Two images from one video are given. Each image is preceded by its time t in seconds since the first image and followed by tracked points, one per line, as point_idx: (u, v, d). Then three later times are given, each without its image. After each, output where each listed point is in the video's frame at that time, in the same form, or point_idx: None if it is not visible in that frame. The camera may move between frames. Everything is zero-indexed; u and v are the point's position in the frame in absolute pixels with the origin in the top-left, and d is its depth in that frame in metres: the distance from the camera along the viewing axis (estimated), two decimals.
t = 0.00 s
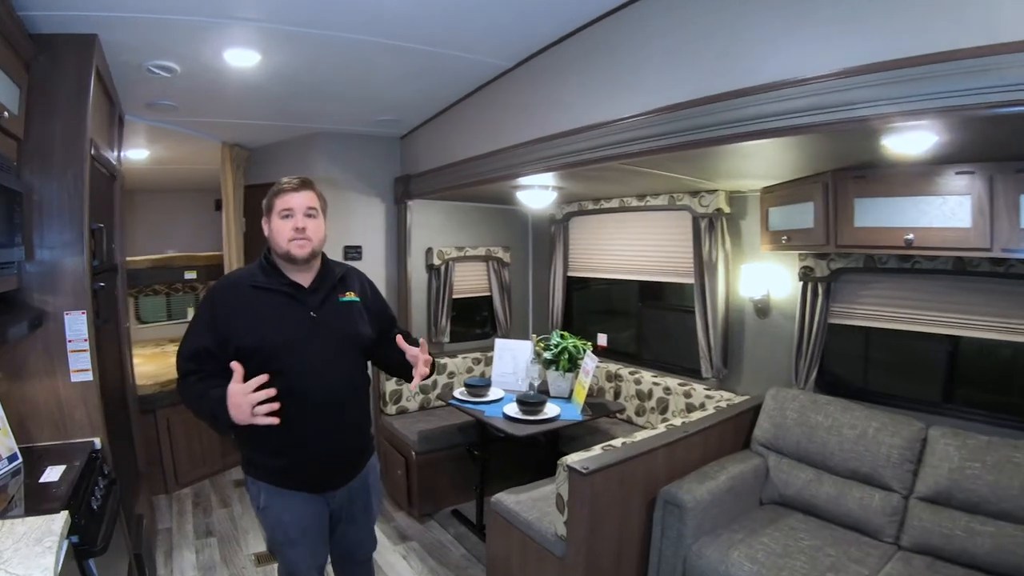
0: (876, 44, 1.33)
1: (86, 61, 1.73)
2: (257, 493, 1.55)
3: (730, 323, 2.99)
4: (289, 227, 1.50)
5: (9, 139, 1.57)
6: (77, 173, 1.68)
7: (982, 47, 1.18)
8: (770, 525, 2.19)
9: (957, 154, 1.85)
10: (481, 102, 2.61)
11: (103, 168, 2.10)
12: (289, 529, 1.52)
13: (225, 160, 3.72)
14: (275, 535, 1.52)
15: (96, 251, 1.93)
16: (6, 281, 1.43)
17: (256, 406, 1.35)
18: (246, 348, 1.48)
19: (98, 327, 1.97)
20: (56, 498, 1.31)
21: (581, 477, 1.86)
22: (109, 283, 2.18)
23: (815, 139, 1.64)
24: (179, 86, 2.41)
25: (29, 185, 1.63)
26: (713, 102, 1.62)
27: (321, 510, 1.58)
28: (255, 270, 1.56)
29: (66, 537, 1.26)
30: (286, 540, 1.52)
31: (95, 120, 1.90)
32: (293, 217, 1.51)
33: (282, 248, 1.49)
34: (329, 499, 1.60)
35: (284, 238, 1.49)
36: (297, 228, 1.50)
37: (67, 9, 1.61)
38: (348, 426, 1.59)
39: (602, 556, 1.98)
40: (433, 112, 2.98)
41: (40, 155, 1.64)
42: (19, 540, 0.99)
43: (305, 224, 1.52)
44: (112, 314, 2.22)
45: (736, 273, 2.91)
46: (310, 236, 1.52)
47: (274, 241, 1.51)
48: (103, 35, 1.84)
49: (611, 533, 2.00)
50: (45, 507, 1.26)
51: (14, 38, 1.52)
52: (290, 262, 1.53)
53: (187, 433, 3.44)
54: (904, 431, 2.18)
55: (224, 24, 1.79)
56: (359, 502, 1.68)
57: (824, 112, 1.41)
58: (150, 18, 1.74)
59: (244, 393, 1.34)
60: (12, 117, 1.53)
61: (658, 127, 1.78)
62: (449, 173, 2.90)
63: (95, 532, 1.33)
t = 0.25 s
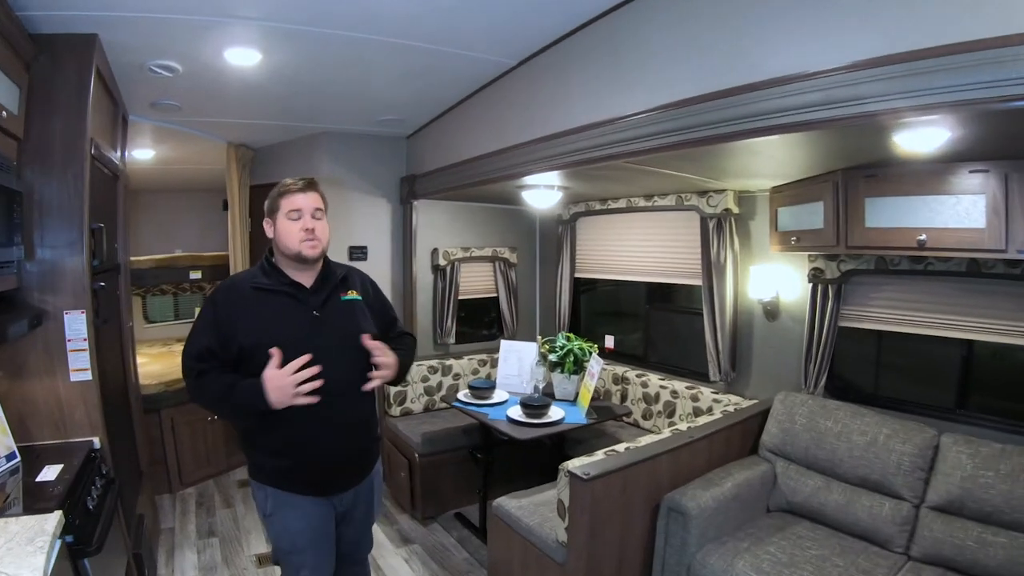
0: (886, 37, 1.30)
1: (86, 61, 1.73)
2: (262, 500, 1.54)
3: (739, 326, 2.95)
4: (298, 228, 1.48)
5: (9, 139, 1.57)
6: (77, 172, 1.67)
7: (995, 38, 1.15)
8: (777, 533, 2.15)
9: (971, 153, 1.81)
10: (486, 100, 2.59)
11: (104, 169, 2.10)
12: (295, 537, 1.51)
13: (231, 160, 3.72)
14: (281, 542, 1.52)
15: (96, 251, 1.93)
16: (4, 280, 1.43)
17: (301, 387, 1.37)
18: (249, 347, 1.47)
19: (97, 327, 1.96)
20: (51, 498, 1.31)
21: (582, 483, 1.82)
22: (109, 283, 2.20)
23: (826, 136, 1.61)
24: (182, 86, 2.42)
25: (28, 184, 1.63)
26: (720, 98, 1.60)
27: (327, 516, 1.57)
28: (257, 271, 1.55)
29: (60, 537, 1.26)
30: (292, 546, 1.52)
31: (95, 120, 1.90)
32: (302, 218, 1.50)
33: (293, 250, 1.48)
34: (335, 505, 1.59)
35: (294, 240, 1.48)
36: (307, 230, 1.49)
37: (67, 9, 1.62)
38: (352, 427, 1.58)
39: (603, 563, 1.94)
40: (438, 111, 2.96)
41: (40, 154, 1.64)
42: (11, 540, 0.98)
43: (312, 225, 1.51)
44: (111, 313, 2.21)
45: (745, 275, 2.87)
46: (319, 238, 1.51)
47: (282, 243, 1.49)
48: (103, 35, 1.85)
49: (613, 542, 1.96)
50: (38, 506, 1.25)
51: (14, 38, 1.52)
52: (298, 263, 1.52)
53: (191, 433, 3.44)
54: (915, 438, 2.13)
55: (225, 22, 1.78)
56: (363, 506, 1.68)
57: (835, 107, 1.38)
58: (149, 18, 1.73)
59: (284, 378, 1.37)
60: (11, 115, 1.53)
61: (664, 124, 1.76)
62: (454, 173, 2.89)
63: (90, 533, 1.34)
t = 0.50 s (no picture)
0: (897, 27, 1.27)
1: (84, 59, 1.72)
2: (261, 501, 1.52)
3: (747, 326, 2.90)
4: (297, 222, 1.48)
5: (6, 136, 1.56)
6: (74, 170, 1.66)
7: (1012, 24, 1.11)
8: (785, 539, 2.10)
9: (986, 149, 1.77)
10: (490, 97, 2.57)
11: (104, 167, 2.12)
12: (294, 537, 1.49)
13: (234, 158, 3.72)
14: (280, 543, 1.50)
15: (95, 250, 1.93)
16: None
17: (341, 375, 1.44)
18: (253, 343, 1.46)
19: (96, 326, 1.95)
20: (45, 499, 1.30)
21: (584, 488, 1.79)
22: (109, 283, 2.21)
23: (837, 131, 1.57)
24: (183, 83, 2.41)
25: (27, 181, 1.62)
26: (727, 92, 1.57)
27: (328, 516, 1.55)
28: (257, 266, 1.55)
29: (54, 538, 1.25)
30: (291, 546, 1.50)
31: (94, 119, 1.89)
32: (300, 211, 1.50)
33: (292, 243, 1.48)
34: (337, 505, 1.57)
35: (293, 234, 1.48)
36: (306, 223, 1.49)
37: (65, 6, 1.61)
38: (353, 426, 1.58)
39: (606, 569, 1.91)
40: (443, 108, 2.94)
41: (38, 152, 1.64)
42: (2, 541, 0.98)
43: (311, 218, 1.51)
44: (112, 314, 2.25)
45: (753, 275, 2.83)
46: (317, 231, 1.51)
47: (281, 236, 1.49)
48: (102, 32, 1.84)
49: (615, 546, 1.92)
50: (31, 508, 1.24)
51: (11, 34, 1.51)
52: (296, 257, 1.52)
53: (193, 432, 3.43)
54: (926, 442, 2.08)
55: (225, 18, 1.77)
56: (365, 508, 1.66)
57: (847, 99, 1.34)
58: (147, 14, 1.72)
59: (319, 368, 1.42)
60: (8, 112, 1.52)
61: (670, 119, 1.73)
62: (458, 171, 2.86)
63: (84, 533, 1.33)
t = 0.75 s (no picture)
0: (912, 18, 1.22)
1: (80, 55, 1.72)
2: (260, 505, 1.50)
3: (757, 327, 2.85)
4: (291, 218, 1.47)
5: (1, 133, 1.58)
6: (68, 169, 1.68)
7: None
8: (794, 546, 2.06)
9: (1003, 144, 1.71)
10: (494, 93, 2.54)
11: (99, 164, 2.11)
12: (293, 542, 1.47)
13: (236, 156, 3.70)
14: (279, 547, 1.48)
15: (92, 248, 1.93)
16: None
17: (350, 379, 1.42)
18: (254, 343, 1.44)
19: (92, 325, 1.96)
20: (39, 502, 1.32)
21: (591, 493, 1.75)
22: (106, 281, 2.22)
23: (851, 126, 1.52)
24: (181, 79, 2.39)
25: (22, 179, 1.64)
26: (737, 86, 1.52)
27: (328, 521, 1.52)
28: (259, 264, 1.53)
29: (48, 544, 1.29)
30: (290, 551, 1.48)
31: (90, 115, 1.90)
32: (295, 206, 1.48)
33: (287, 239, 1.47)
34: (338, 510, 1.54)
35: (287, 230, 1.47)
36: (300, 219, 1.47)
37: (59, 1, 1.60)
38: (357, 430, 1.55)
39: None
40: (447, 105, 2.91)
41: (33, 150, 1.65)
42: None
43: (307, 214, 1.49)
44: (112, 313, 2.30)
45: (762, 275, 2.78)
46: (313, 228, 1.49)
47: (278, 233, 1.48)
48: (98, 27, 1.83)
49: (622, 553, 1.88)
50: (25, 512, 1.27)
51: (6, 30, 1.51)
52: (292, 254, 1.50)
53: (193, 433, 3.41)
54: (940, 446, 2.03)
55: (222, 12, 1.74)
56: (367, 514, 1.63)
57: (863, 93, 1.29)
58: (142, 9, 1.71)
59: (329, 371, 1.40)
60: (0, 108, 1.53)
61: (678, 114, 1.69)
62: (462, 169, 2.83)
63: (78, 540, 1.36)
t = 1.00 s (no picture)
0: (942, 12, 1.16)
1: (80, 52, 1.73)
2: (266, 515, 1.47)
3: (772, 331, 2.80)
4: (297, 218, 1.44)
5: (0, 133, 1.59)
6: (68, 168, 1.69)
7: None
8: (812, 556, 2.01)
9: None
10: (504, 91, 2.49)
11: (100, 164, 2.09)
12: (300, 553, 1.45)
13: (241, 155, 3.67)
14: (285, 558, 1.45)
15: (92, 249, 1.92)
16: None
17: (356, 385, 1.38)
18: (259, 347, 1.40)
19: (92, 327, 1.95)
20: (38, 512, 1.36)
21: (605, 503, 1.72)
22: (107, 283, 2.20)
23: (877, 126, 1.47)
24: (185, 77, 2.37)
25: (21, 178, 1.64)
26: (756, 83, 1.47)
27: (336, 532, 1.50)
28: (265, 266, 1.50)
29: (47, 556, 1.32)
30: (297, 561, 1.45)
31: (89, 114, 1.89)
32: (302, 208, 1.45)
33: (292, 241, 1.43)
34: (347, 520, 1.52)
35: (293, 231, 1.43)
36: (306, 220, 1.44)
37: None
38: (365, 438, 1.52)
39: None
40: (456, 103, 2.88)
41: (32, 150, 1.66)
42: None
43: (314, 216, 1.46)
44: (113, 315, 2.27)
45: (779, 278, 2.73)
46: (319, 229, 1.45)
47: (284, 234, 1.45)
48: (99, 23, 1.83)
49: (636, 563, 1.84)
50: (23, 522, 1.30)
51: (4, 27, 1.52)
52: (298, 257, 1.46)
53: (197, 436, 3.38)
54: (962, 454, 1.97)
55: (228, 8, 1.71)
56: (376, 525, 1.61)
57: (890, 91, 1.24)
58: (143, 5, 1.69)
59: (337, 377, 1.36)
60: None
61: (694, 113, 1.64)
62: (471, 168, 2.79)
63: (76, 550, 1.41)
